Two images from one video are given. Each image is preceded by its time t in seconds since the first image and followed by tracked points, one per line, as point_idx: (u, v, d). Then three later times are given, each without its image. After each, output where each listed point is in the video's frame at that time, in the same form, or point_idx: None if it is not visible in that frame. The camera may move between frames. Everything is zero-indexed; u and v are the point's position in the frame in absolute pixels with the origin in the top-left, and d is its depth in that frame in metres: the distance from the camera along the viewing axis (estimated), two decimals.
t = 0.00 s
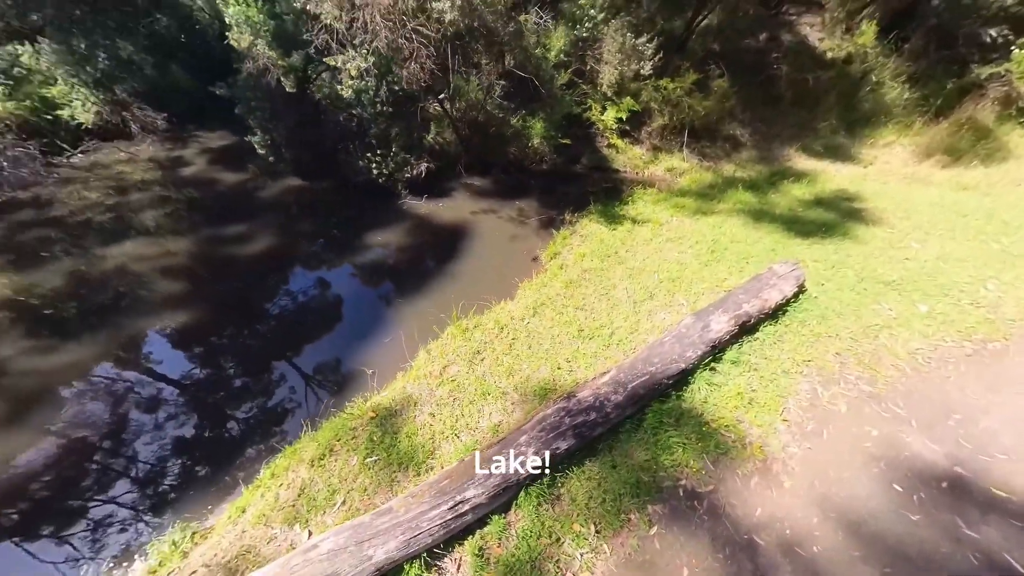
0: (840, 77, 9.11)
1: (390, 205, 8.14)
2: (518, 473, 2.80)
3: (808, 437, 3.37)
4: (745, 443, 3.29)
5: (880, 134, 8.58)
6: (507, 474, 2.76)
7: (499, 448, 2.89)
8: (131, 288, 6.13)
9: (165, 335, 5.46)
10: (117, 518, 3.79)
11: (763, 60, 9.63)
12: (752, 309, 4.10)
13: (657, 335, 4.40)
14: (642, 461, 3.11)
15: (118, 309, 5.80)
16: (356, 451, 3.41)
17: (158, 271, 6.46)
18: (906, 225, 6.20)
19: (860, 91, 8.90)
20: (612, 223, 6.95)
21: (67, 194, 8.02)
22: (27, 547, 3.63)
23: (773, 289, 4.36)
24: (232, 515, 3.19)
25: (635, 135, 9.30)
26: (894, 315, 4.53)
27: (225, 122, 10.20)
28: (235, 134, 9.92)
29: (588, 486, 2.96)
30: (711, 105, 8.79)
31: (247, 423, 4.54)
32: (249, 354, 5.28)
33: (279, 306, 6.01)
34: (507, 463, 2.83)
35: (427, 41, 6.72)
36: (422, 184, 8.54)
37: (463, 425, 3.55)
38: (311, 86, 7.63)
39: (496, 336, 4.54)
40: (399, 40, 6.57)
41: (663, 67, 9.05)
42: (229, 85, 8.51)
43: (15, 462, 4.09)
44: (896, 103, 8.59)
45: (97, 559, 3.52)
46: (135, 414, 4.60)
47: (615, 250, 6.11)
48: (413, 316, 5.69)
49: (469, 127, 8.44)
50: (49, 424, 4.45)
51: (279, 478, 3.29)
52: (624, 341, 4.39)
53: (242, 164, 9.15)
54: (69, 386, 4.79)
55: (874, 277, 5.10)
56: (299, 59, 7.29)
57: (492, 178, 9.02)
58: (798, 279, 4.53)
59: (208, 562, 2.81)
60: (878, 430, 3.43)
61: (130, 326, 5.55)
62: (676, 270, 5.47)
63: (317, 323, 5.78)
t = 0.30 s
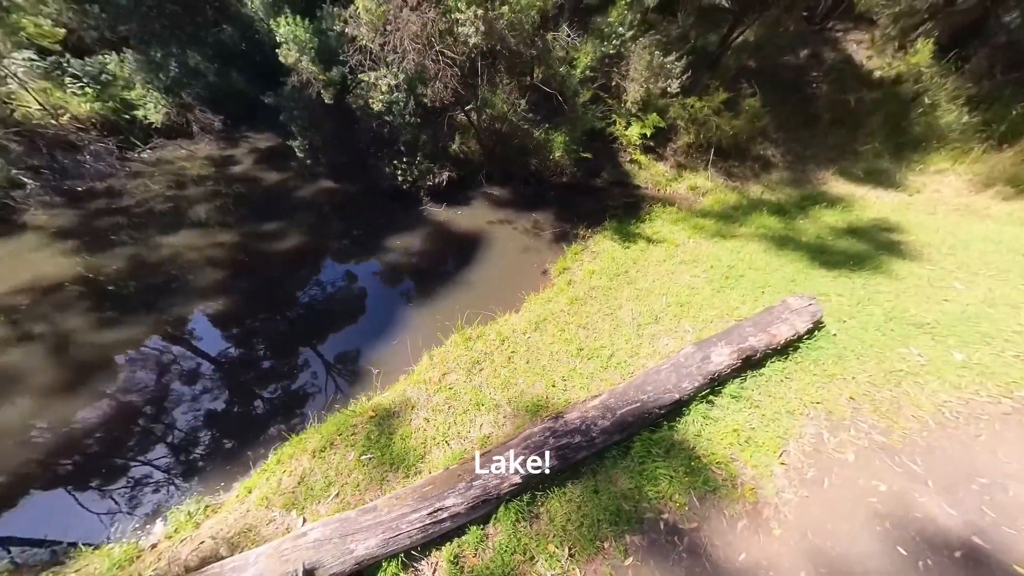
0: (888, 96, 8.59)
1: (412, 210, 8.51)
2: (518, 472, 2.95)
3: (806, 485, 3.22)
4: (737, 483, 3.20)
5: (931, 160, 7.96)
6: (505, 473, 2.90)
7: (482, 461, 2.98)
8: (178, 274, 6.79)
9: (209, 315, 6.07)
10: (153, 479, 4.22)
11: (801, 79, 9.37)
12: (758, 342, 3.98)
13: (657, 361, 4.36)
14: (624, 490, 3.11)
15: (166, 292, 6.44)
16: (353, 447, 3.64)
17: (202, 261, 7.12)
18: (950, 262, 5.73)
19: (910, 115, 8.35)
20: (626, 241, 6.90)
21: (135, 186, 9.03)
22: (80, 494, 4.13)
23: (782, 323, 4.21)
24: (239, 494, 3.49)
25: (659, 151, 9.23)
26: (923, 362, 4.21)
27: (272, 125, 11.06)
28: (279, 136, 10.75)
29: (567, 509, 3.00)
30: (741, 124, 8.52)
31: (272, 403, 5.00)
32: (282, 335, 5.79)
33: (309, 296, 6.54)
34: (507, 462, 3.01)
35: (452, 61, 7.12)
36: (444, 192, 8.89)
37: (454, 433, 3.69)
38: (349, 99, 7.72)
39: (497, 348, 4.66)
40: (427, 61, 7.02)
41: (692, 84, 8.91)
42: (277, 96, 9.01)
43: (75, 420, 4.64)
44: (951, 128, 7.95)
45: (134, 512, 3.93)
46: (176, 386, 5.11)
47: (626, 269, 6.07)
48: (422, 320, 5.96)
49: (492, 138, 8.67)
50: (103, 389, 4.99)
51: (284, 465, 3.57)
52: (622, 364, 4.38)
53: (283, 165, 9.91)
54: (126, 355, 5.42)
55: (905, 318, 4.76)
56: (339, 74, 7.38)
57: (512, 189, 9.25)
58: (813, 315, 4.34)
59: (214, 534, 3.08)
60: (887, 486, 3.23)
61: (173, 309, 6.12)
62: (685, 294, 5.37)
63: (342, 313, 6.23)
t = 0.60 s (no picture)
0: (950, 115, 7.82)
1: (431, 213, 8.77)
2: (518, 471, 3.01)
3: (809, 536, 2.98)
4: (730, 525, 3.01)
5: (995, 187, 7.21)
6: (505, 472, 2.99)
7: (465, 471, 3.00)
8: (215, 262, 7.35)
9: (246, 298, 6.58)
10: (184, 447, 4.57)
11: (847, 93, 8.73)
12: (769, 375, 3.74)
13: (658, 385, 4.21)
14: (608, 518, 3.01)
15: (204, 278, 6.99)
16: (348, 441, 3.77)
17: (237, 250, 7.67)
18: (1008, 303, 5.15)
19: (972, 136, 7.63)
20: (641, 257, 6.73)
21: (189, 179, 9.91)
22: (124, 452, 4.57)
23: (799, 357, 3.93)
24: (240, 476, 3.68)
25: (685, 165, 8.98)
26: (964, 414, 3.79)
27: (311, 126, 11.78)
28: (317, 137, 11.43)
29: (546, 530, 2.95)
30: (775, 140, 8.12)
31: (295, 385, 5.31)
32: (309, 323, 6.17)
33: (337, 288, 6.91)
34: (507, 462, 3.09)
35: (473, 73, 7.21)
36: (463, 198, 9.09)
37: (444, 439, 3.74)
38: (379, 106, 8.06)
39: (497, 356, 4.69)
40: (449, 72, 7.13)
41: (725, 97, 8.55)
42: (315, 100, 9.32)
43: (119, 387, 5.10)
44: (1021, 154, 7.20)
45: (168, 475, 4.28)
46: (213, 362, 5.56)
47: (638, 286, 5.91)
48: (429, 321, 6.11)
49: (514, 147, 8.77)
50: (146, 360, 5.47)
51: (283, 452, 3.76)
52: (621, 384, 4.26)
53: (317, 164, 10.53)
54: (173, 329, 5.96)
55: (946, 362, 4.32)
56: (371, 81, 7.75)
57: (531, 198, 9.34)
58: (835, 352, 4.02)
59: (214, 511, 3.28)
60: (904, 548, 2.94)
61: (205, 294, 6.62)
62: (697, 317, 5.15)
63: (364, 306, 6.52)
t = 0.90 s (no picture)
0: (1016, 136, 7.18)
1: (447, 216, 8.92)
2: (517, 470, 3.04)
3: None
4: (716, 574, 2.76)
5: None
6: (504, 471, 3.01)
7: (437, 480, 2.95)
8: (243, 252, 7.85)
9: (281, 286, 7.03)
10: (214, 421, 4.86)
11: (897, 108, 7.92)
12: (777, 413, 3.42)
13: (654, 411, 4.00)
14: (581, 548, 2.86)
15: (232, 266, 7.47)
16: (334, 437, 3.85)
17: (264, 242, 8.16)
18: None
19: None
20: (652, 272, 6.45)
21: (232, 173, 10.70)
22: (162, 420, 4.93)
23: (813, 396, 3.57)
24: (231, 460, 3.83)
25: (711, 178, 8.60)
26: (1012, 479, 3.31)
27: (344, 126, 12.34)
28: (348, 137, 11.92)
29: (515, 553, 2.84)
30: (813, 156, 7.57)
31: (317, 371, 5.54)
32: (337, 313, 6.47)
33: (362, 282, 7.20)
34: (507, 462, 3.14)
35: (489, 81, 7.29)
36: (479, 202, 9.18)
37: (426, 444, 3.73)
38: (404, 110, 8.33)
39: (490, 365, 4.64)
40: (465, 81, 7.27)
41: (760, 107, 8.04)
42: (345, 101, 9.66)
43: (144, 362, 5.50)
44: None
45: (198, 444, 4.53)
46: (248, 344, 5.94)
47: (646, 304, 5.66)
48: (430, 323, 6.16)
49: (532, 154, 8.75)
50: (177, 339, 5.87)
51: (274, 441, 3.88)
52: (615, 406, 4.09)
53: (346, 163, 11.04)
54: (214, 310, 6.45)
55: (995, 416, 3.80)
56: (395, 86, 7.97)
57: (547, 205, 9.29)
58: (857, 394, 3.62)
59: (204, 491, 3.43)
60: None
61: (231, 281, 7.05)
62: (706, 341, 4.85)
63: (386, 301, 6.74)
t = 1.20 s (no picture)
0: None
1: (460, 217, 9.02)
2: (517, 471, 3.03)
3: None
4: None
5: None
6: (505, 472, 3.01)
7: (403, 480, 2.92)
8: (267, 242, 8.34)
9: (311, 277, 7.43)
10: (241, 399, 5.22)
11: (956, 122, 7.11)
12: (775, 448, 3.10)
13: (641, 432, 3.79)
14: (542, 568, 2.73)
15: (256, 254, 7.95)
16: (318, 425, 3.94)
17: (287, 234, 8.63)
18: None
19: None
20: (661, 286, 6.17)
21: (267, 168, 11.45)
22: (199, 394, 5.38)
23: (820, 435, 3.19)
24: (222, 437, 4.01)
25: (735, 191, 8.15)
26: None
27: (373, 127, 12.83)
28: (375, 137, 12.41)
29: (473, 564, 2.76)
30: (853, 171, 6.94)
31: (338, 359, 5.77)
32: (359, 306, 6.74)
33: (385, 277, 7.41)
34: (507, 463, 3.14)
35: (501, 85, 7.32)
36: (492, 205, 9.24)
37: (402, 442, 3.73)
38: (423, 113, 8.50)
39: (479, 368, 4.59)
40: (476, 84, 7.37)
41: (795, 116, 7.50)
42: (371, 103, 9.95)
43: (166, 338, 5.93)
44: None
45: (227, 420, 4.87)
46: (279, 330, 6.32)
47: (648, 319, 5.40)
48: (427, 322, 6.25)
49: (547, 159, 8.69)
50: (198, 319, 6.30)
51: (261, 424, 4.02)
52: (599, 422, 3.91)
53: (371, 162, 11.51)
54: (252, 295, 6.92)
55: None
56: (416, 89, 8.18)
57: (560, 211, 9.18)
58: (874, 437, 3.22)
59: (193, 465, 3.61)
60: None
61: (251, 269, 7.49)
62: (709, 363, 4.55)
63: (404, 297, 6.89)
